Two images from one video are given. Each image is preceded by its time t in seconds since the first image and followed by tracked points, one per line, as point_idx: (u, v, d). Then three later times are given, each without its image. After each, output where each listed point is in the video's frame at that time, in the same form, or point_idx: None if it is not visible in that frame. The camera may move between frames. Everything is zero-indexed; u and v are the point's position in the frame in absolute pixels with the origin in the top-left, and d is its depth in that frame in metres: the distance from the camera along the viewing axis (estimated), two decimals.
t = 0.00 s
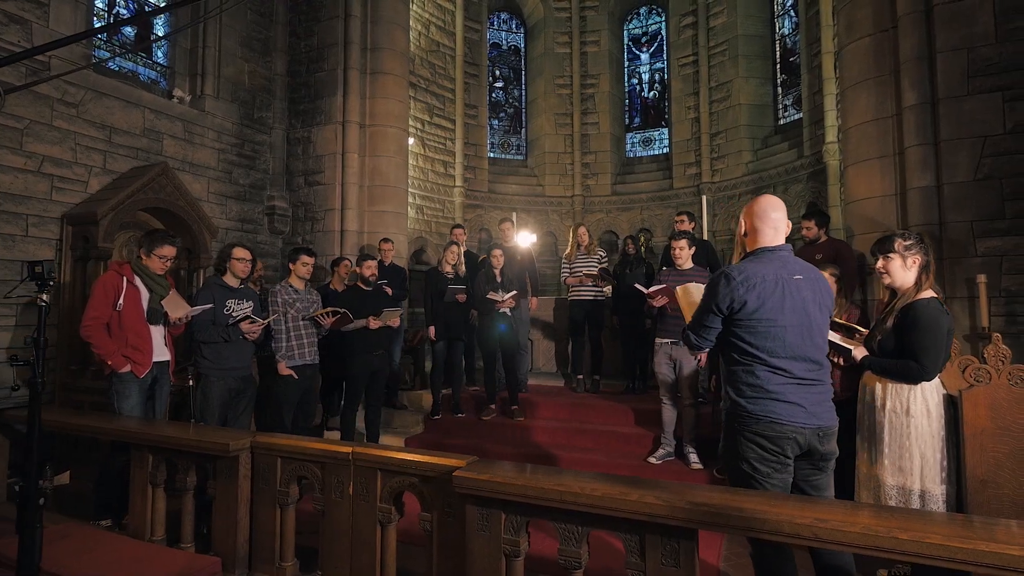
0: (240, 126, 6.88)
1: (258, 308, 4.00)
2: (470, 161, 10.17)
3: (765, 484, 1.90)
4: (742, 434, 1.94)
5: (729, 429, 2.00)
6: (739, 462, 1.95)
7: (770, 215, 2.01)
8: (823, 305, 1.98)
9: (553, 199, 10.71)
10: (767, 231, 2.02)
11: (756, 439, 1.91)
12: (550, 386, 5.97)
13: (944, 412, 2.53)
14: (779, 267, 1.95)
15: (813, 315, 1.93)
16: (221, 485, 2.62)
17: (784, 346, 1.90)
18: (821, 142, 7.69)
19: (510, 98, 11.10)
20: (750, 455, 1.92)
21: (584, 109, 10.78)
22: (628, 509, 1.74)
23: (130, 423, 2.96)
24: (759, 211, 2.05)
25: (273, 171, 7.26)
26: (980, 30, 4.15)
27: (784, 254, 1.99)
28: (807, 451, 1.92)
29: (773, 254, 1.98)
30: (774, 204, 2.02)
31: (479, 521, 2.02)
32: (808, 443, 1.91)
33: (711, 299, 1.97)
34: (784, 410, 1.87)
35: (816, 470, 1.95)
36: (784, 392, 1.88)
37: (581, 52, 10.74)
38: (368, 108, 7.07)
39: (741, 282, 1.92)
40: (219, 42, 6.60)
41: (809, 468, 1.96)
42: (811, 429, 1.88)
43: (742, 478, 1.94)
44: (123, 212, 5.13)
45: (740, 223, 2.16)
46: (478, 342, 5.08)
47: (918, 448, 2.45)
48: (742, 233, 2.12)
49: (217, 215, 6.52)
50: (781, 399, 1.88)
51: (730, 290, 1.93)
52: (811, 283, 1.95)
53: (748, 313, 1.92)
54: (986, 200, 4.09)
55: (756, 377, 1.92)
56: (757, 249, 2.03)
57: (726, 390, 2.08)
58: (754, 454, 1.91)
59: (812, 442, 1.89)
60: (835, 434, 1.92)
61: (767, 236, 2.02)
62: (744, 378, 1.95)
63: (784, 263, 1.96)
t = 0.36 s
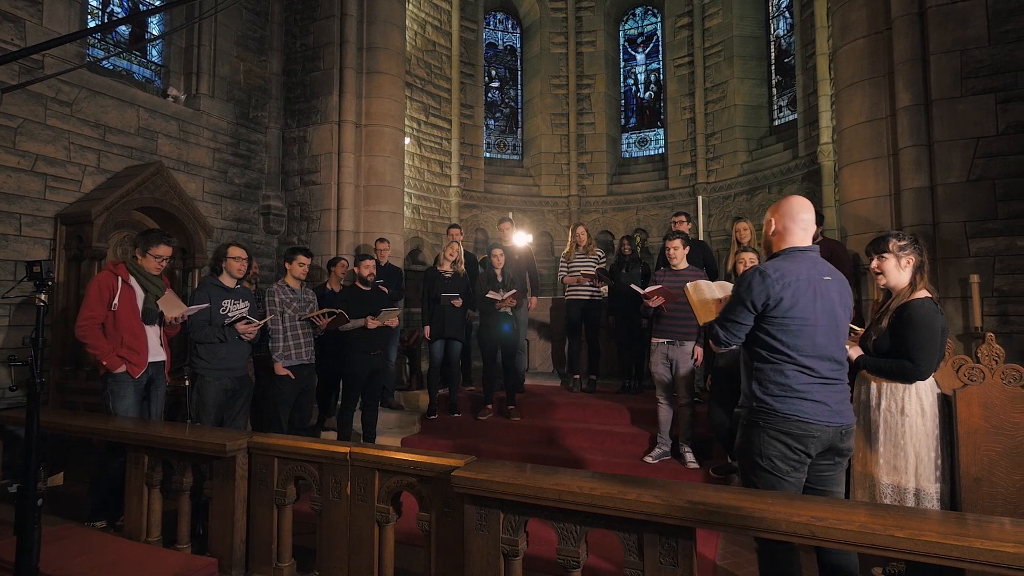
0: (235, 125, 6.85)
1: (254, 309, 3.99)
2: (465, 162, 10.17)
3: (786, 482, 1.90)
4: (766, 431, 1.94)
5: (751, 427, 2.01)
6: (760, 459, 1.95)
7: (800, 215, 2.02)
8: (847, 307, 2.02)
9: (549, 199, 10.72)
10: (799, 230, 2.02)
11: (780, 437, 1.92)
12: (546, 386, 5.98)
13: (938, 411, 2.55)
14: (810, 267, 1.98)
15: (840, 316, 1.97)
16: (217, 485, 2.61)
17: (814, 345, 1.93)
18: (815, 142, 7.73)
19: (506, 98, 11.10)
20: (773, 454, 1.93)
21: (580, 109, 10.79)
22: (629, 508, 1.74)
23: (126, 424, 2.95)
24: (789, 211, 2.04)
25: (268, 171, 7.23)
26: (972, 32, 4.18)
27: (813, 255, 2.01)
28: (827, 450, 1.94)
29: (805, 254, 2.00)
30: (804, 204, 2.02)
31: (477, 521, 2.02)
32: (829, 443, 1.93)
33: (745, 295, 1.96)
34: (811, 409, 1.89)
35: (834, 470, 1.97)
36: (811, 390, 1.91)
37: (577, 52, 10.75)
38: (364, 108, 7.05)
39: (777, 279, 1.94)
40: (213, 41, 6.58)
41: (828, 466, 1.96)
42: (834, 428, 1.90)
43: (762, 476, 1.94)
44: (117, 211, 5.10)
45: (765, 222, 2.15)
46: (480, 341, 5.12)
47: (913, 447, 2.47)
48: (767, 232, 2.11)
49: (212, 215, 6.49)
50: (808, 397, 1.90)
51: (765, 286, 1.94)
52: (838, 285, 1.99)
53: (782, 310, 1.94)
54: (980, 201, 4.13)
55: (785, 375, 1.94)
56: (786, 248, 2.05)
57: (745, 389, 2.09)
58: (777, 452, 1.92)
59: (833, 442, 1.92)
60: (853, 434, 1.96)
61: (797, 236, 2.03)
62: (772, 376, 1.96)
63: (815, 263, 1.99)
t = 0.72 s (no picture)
0: (231, 125, 6.83)
1: (251, 309, 3.98)
2: (462, 162, 10.16)
3: (807, 481, 1.92)
4: (790, 432, 1.95)
5: (772, 427, 2.00)
6: (781, 460, 1.95)
7: (820, 215, 2.02)
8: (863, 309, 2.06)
9: (545, 199, 10.73)
10: (823, 231, 2.03)
11: (804, 437, 1.93)
12: (543, 386, 5.99)
13: (933, 410, 2.57)
14: (834, 268, 1.99)
15: (860, 318, 2.00)
16: (214, 485, 2.61)
17: (838, 346, 1.95)
18: (811, 143, 7.77)
19: (502, 98, 11.11)
20: (796, 454, 1.94)
21: (577, 109, 10.80)
22: (628, 507, 1.75)
23: (123, 424, 2.93)
24: (809, 211, 2.05)
25: (264, 171, 7.21)
26: (966, 34, 4.21)
27: (835, 257, 2.03)
28: (846, 450, 1.97)
29: (828, 256, 2.01)
30: (824, 205, 2.03)
31: (475, 521, 2.02)
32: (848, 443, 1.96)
33: (774, 296, 1.94)
34: (835, 410, 1.91)
35: (849, 469, 2.00)
36: (836, 391, 1.93)
37: (574, 52, 10.76)
38: (360, 107, 7.03)
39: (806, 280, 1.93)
40: (209, 41, 6.55)
41: (845, 466, 1.98)
42: (855, 428, 1.93)
43: (783, 476, 1.95)
44: (112, 211, 5.08)
45: (782, 222, 2.15)
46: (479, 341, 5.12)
47: (908, 445, 2.48)
48: (786, 232, 2.11)
49: (207, 214, 6.47)
50: (832, 399, 1.92)
51: (795, 287, 1.93)
52: (858, 286, 2.02)
53: (809, 311, 1.94)
54: (973, 202, 4.16)
55: (810, 376, 1.94)
56: (809, 249, 2.04)
57: (764, 389, 2.08)
58: (799, 452, 1.93)
59: (852, 442, 1.96)
60: (868, 433, 2.00)
61: (819, 236, 2.03)
62: (796, 377, 1.96)
63: (838, 264, 2.00)
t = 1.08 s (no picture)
0: (231, 125, 6.82)
1: (252, 309, 3.99)
2: (461, 162, 10.17)
3: (816, 482, 1.92)
4: (800, 432, 1.95)
5: (782, 427, 2.01)
6: (791, 460, 1.96)
7: (831, 216, 2.03)
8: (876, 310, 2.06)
9: (545, 199, 10.73)
10: (835, 233, 2.03)
11: (814, 438, 1.94)
12: (543, 386, 5.99)
13: (932, 409, 2.57)
14: (848, 269, 1.99)
15: (872, 319, 2.01)
16: (215, 485, 2.61)
17: (850, 348, 1.95)
18: (810, 143, 7.78)
19: (502, 98, 11.10)
20: (806, 455, 1.94)
21: (577, 109, 10.80)
22: (631, 507, 1.75)
23: (125, 424, 2.94)
24: (821, 211, 2.06)
25: (264, 171, 7.20)
26: (965, 35, 4.22)
27: (848, 258, 2.03)
28: (855, 451, 1.97)
29: (841, 257, 2.01)
30: (835, 205, 2.04)
31: (477, 521, 2.03)
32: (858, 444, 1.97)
33: (787, 297, 1.95)
34: (846, 411, 1.92)
35: (857, 470, 2.01)
36: (847, 393, 1.93)
37: (574, 52, 10.76)
38: (360, 107, 7.03)
39: (819, 282, 1.94)
40: (209, 41, 6.55)
41: (854, 467, 1.99)
42: (865, 429, 1.94)
43: (792, 477, 1.95)
44: (113, 211, 5.07)
45: (793, 222, 2.15)
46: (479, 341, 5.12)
47: (908, 445, 2.49)
48: (797, 232, 2.12)
49: (207, 215, 6.47)
50: (843, 400, 1.93)
51: (809, 289, 1.93)
52: (870, 288, 2.03)
53: (822, 313, 1.94)
54: (973, 202, 4.17)
55: (822, 377, 1.95)
56: (822, 249, 2.05)
57: (773, 389, 2.08)
58: (809, 452, 1.94)
59: (862, 443, 1.96)
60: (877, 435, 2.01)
61: (831, 237, 2.04)
62: (808, 378, 1.96)
63: (851, 266, 2.01)
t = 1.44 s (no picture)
0: (231, 125, 6.83)
1: (253, 308, 3.99)
2: (462, 162, 10.17)
3: (813, 482, 1.93)
4: (797, 433, 1.95)
5: (780, 427, 2.01)
6: (789, 460, 1.96)
7: (833, 215, 2.03)
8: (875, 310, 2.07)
9: (546, 199, 10.74)
10: (835, 233, 2.04)
11: (811, 438, 1.94)
12: (544, 386, 5.99)
13: (934, 409, 2.57)
14: (847, 270, 1.99)
15: (870, 319, 2.01)
16: (218, 485, 2.61)
17: (848, 348, 1.96)
18: (811, 143, 7.79)
19: (503, 98, 11.11)
20: (803, 455, 1.94)
21: (577, 109, 10.79)
22: (634, 506, 1.75)
23: (127, 424, 2.94)
24: (821, 211, 2.06)
25: (265, 171, 7.21)
26: (966, 35, 4.22)
27: (847, 258, 2.04)
28: (852, 451, 1.98)
29: (841, 257, 2.02)
30: (837, 204, 2.03)
31: (480, 520, 2.03)
32: (855, 444, 1.97)
33: (786, 298, 1.94)
34: (843, 411, 1.92)
35: (854, 469, 2.01)
36: (844, 393, 1.94)
37: (574, 52, 10.76)
38: (361, 107, 7.03)
39: (818, 282, 1.94)
40: (210, 41, 6.55)
41: (851, 466, 1.99)
42: (862, 429, 1.95)
43: (790, 477, 1.95)
44: (114, 211, 5.07)
45: (793, 221, 2.15)
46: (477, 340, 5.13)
47: (908, 445, 2.49)
48: (797, 231, 2.12)
49: (209, 215, 6.47)
50: (841, 400, 1.93)
51: (808, 290, 1.93)
52: (869, 288, 2.04)
53: (821, 314, 1.94)
54: (974, 202, 4.17)
55: (820, 378, 1.95)
56: (821, 250, 2.05)
57: (771, 389, 2.08)
58: (807, 452, 1.94)
59: (859, 443, 1.97)
60: (874, 434, 2.02)
61: (830, 237, 2.04)
62: (806, 378, 1.97)
63: (850, 266, 2.01)
